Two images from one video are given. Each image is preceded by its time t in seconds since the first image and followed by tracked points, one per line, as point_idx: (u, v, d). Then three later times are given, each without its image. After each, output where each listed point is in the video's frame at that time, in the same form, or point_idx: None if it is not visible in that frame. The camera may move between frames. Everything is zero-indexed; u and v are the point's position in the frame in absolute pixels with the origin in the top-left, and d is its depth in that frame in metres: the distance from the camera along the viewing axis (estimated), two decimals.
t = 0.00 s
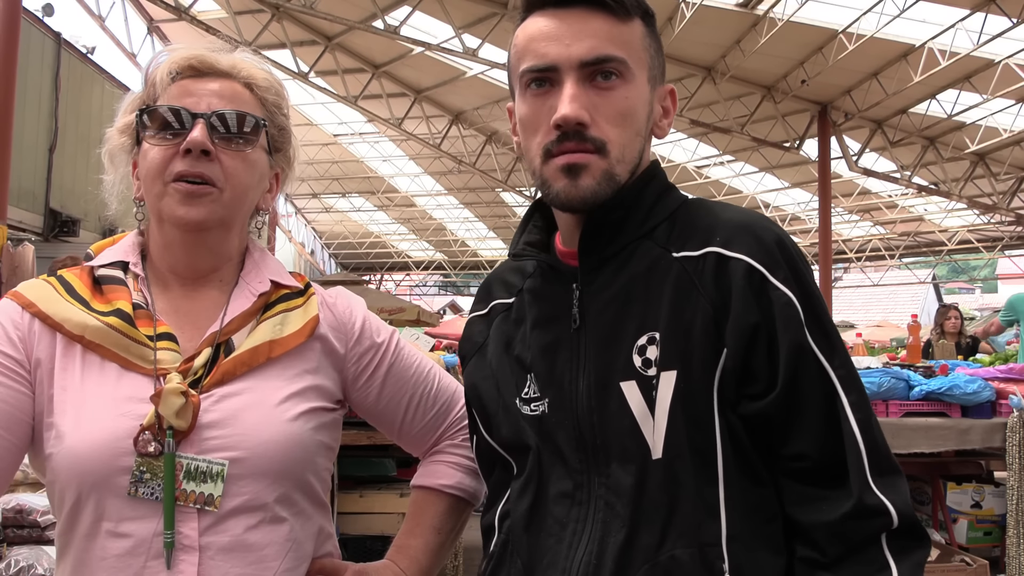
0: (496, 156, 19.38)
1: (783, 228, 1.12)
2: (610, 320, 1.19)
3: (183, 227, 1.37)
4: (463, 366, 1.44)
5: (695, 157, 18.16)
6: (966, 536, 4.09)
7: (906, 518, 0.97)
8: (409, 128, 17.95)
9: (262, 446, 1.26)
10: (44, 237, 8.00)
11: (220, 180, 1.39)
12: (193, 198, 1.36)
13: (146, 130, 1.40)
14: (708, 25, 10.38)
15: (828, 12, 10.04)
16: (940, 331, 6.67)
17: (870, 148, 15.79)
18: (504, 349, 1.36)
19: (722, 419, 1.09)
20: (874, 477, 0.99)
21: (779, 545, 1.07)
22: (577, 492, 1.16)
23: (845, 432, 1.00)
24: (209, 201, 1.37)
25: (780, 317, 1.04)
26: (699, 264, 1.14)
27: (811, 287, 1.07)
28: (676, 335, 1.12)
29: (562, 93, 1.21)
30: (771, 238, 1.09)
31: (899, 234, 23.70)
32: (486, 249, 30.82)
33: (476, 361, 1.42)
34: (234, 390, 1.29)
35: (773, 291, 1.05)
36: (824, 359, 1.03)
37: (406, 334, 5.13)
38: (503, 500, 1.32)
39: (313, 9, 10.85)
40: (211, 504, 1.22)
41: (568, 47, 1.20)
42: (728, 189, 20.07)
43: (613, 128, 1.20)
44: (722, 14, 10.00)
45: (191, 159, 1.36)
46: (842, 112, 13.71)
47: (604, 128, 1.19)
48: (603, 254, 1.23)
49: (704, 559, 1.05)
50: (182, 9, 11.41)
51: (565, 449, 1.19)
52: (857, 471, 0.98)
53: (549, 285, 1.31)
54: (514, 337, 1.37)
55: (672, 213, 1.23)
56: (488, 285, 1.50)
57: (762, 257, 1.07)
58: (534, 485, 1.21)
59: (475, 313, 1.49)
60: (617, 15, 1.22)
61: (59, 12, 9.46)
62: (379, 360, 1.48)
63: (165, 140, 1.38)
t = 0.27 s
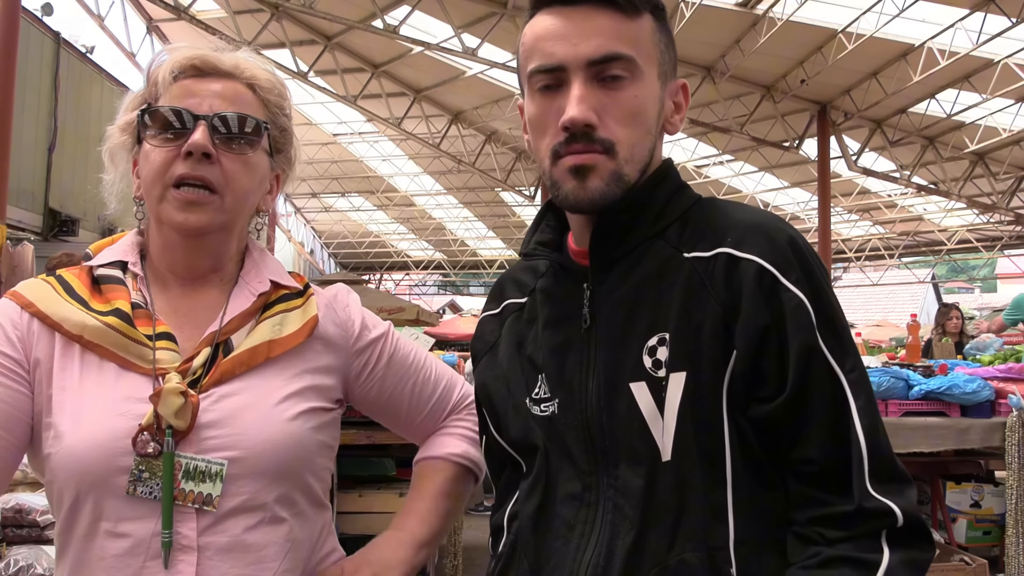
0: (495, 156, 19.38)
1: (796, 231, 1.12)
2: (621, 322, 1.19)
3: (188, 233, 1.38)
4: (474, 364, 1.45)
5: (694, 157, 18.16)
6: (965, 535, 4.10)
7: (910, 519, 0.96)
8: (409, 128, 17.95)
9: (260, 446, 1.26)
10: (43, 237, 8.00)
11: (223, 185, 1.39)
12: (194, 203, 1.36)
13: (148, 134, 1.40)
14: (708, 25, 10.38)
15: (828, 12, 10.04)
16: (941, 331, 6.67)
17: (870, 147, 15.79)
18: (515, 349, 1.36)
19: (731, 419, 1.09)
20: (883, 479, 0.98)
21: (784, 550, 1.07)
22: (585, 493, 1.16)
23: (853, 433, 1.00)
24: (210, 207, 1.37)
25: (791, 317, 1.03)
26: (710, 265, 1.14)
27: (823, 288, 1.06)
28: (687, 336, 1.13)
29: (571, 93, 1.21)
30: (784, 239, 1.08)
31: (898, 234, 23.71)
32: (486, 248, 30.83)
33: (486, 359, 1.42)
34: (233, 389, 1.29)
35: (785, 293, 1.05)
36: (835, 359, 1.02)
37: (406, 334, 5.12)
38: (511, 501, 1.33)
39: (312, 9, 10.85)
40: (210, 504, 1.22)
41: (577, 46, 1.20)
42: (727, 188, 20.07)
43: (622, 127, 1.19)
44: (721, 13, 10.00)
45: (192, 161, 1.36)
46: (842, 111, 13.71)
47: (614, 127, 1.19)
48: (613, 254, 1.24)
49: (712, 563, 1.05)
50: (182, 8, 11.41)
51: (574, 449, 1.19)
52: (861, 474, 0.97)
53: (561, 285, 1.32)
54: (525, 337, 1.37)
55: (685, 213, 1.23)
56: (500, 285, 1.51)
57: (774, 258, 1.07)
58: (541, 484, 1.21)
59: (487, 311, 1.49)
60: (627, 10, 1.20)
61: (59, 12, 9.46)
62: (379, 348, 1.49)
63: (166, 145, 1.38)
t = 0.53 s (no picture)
0: (494, 156, 19.39)
1: (816, 227, 1.08)
2: (636, 321, 1.18)
3: (215, 260, 1.41)
4: (491, 363, 1.47)
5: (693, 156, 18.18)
6: (964, 535, 4.12)
7: (905, 515, 0.91)
8: (408, 127, 17.96)
9: (270, 442, 1.27)
10: (42, 237, 7.99)
11: (261, 220, 1.44)
12: (236, 238, 1.40)
13: (184, 160, 1.36)
14: (707, 24, 10.39)
15: (827, 12, 10.06)
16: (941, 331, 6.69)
17: (869, 147, 15.82)
18: (532, 349, 1.36)
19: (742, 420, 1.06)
20: (890, 480, 0.93)
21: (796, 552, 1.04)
22: (598, 494, 1.16)
23: (859, 429, 0.94)
24: (249, 240, 1.42)
25: (805, 315, 0.99)
26: (725, 263, 1.11)
27: (841, 284, 1.01)
28: (699, 335, 1.11)
29: (579, 127, 1.12)
30: (799, 236, 1.05)
31: (897, 233, 23.74)
32: (485, 248, 30.86)
33: (503, 359, 1.44)
34: (239, 387, 1.30)
35: (801, 290, 1.00)
36: (851, 358, 0.96)
37: (405, 333, 5.13)
38: (527, 498, 1.34)
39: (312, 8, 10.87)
40: (219, 500, 1.23)
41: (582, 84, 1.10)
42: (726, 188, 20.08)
43: (634, 155, 1.12)
44: (720, 13, 10.00)
45: (239, 199, 1.38)
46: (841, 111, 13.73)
47: (626, 157, 1.12)
48: (630, 254, 1.22)
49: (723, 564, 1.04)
50: (181, 8, 11.43)
51: (588, 449, 1.18)
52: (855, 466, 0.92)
53: (578, 284, 1.31)
54: (543, 336, 1.37)
55: (705, 210, 1.21)
56: (519, 286, 1.53)
57: (790, 254, 1.03)
58: (553, 483, 1.22)
59: (507, 310, 1.52)
60: (630, 31, 1.09)
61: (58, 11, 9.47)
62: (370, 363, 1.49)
63: (210, 176, 1.35)
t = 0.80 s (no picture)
0: (493, 155, 19.39)
1: (828, 226, 1.07)
2: (645, 320, 1.18)
3: (218, 254, 1.40)
4: (510, 358, 1.48)
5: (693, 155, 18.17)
6: (963, 534, 4.11)
7: (901, 515, 0.89)
8: (407, 127, 17.95)
9: (264, 444, 1.26)
10: (41, 237, 7.97)
11: (262, 212, 1.43)
12: (238, 233, 1.39)
13: (185, 158, 1.35)
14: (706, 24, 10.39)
15: (826, 11, 10.05)
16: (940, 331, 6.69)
17: (868, 147, 15.82)
18: (546, 346, 1.37)
19: (748, 420, 1.05)
20: (890, 480, 0.92)
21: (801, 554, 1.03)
22: (604, 493, 1.16)
23: (861, 429, 0.92)
24: (250, 235, 1.41)
25: (810, 313, 0.98)
26: (732, 261, 1.11)
27: (850, 282, 1.00)
28: (707, 334, 1.10)
29: (580, 128, 1.12)
30: (809, 233, 1.04)
31: (896, 233, 23.75)
32: (484, 247, 30.85)
33: (519, 356, 1.45)
34: (234, 388, 1.29)
35: (806, 289, 0.99)
36: (857, 358, 0.95)
37: (405, 333, 5.12)
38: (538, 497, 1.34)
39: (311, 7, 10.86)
40: (213, 501, 1.23)
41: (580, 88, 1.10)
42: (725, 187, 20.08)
43: (637, 155, 1.11)
44: (720, 13, 9.99)
45: (241, 194, 1.37)
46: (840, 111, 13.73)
47: (629, 156, 1.11)
48: (641, 253, 1.22)
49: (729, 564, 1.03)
50: (180, 7, 11.42)
51: (596, 447, 1.18)
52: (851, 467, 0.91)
53: (595, 281, 1.32)
54: (556, 334, 1.38)
55: (717, 208, 1.20)
56: (538, 283, 1.53)
57: (795, 253, 1.03)
58: (559, 481, 1.23)
59: (526, 307, 1.52)
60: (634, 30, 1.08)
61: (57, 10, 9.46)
62: (371, 363, 1.47)
63: (210, 173, 1.35)
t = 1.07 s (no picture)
0: (491, 154, 19.38)
1: (847, 229, 1.05)
2: (660, 319, 1.17)
3: (223, 247, 1.39)
4: (527, 350, 1.49)
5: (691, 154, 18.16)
6: (961, 532, 4.12)
7: (879, 518, 0.88)
8: (405, 125, 17.94)
9: (256, 446, 1.25)
10: (38, 236, 7.95)
11: (266, 204, 1.42)
12: (242, 225, 1.38)
13: (188, 150, 1.34)
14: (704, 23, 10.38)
15: (824, 10, 10.05)
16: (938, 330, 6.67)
17: (866, 145, 15.83)
18: (565, 343, 1.37)
19: (753, 422, 1.04)
20: (878, 485, 0.91)
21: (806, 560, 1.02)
22: (612, 491, 1.17)
23: (856, 433, 0.92)
24: (254, 228, 1.40)
25: (818, 317, 0.97)
26: (745, 262, 1.10)
27: (863, 285, 0.98)
28: (715, 336, 1.09)
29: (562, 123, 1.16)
30: (822, 236, 1.03)
31: (894, 231, 23.77)
32: (482, 246, 30.84)
33: (537, 349, 1.46)
34: (227, 391, 1.28)
35: (817, 293, 0.98)
36: (863, 363, 0.94)
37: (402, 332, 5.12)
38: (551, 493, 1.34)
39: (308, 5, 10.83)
40: (205, 501, 1.22)
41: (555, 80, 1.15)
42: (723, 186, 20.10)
43: (614, 150, 1.12)
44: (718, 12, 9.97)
45: (246, 184, 1.36)
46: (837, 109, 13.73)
47: (607, 152, 1.13)
48: (657, 252, 1.22)
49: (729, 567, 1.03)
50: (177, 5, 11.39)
51: (606, 446, 1.19)
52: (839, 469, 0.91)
53: (614, 279, 1.31)
54: (578, 331, 1.37)
55: (736, 207, 1.18)
56: (562, 279, 1.53)
57: (807, 255, 1.01)
58: (569, 471, 1.25)
59: (548, 301, 1.51)
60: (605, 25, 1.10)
61: (54, 8, 9.43)
62: (368, 363, 1.46)
63: (213, 164, 1.34)
